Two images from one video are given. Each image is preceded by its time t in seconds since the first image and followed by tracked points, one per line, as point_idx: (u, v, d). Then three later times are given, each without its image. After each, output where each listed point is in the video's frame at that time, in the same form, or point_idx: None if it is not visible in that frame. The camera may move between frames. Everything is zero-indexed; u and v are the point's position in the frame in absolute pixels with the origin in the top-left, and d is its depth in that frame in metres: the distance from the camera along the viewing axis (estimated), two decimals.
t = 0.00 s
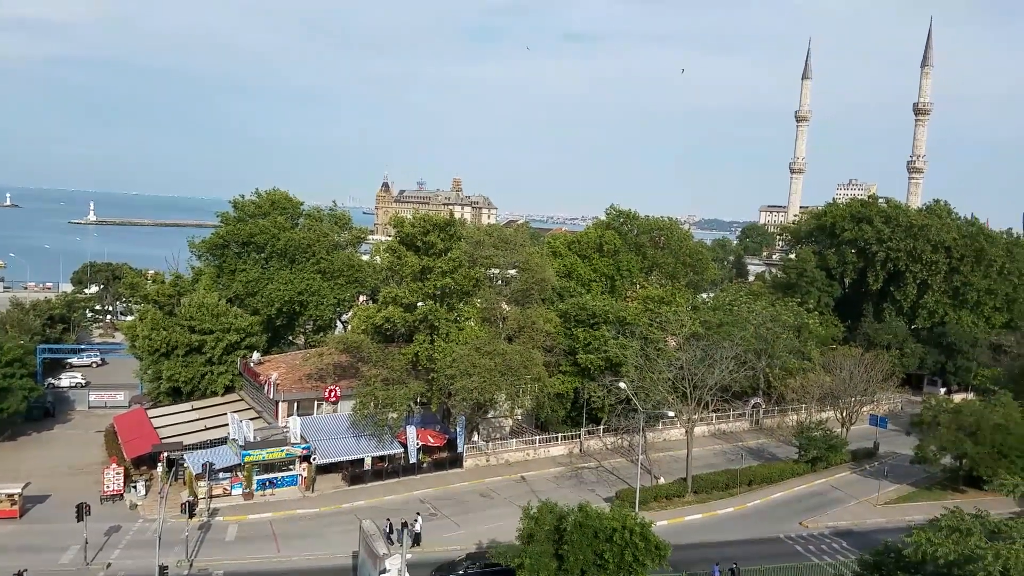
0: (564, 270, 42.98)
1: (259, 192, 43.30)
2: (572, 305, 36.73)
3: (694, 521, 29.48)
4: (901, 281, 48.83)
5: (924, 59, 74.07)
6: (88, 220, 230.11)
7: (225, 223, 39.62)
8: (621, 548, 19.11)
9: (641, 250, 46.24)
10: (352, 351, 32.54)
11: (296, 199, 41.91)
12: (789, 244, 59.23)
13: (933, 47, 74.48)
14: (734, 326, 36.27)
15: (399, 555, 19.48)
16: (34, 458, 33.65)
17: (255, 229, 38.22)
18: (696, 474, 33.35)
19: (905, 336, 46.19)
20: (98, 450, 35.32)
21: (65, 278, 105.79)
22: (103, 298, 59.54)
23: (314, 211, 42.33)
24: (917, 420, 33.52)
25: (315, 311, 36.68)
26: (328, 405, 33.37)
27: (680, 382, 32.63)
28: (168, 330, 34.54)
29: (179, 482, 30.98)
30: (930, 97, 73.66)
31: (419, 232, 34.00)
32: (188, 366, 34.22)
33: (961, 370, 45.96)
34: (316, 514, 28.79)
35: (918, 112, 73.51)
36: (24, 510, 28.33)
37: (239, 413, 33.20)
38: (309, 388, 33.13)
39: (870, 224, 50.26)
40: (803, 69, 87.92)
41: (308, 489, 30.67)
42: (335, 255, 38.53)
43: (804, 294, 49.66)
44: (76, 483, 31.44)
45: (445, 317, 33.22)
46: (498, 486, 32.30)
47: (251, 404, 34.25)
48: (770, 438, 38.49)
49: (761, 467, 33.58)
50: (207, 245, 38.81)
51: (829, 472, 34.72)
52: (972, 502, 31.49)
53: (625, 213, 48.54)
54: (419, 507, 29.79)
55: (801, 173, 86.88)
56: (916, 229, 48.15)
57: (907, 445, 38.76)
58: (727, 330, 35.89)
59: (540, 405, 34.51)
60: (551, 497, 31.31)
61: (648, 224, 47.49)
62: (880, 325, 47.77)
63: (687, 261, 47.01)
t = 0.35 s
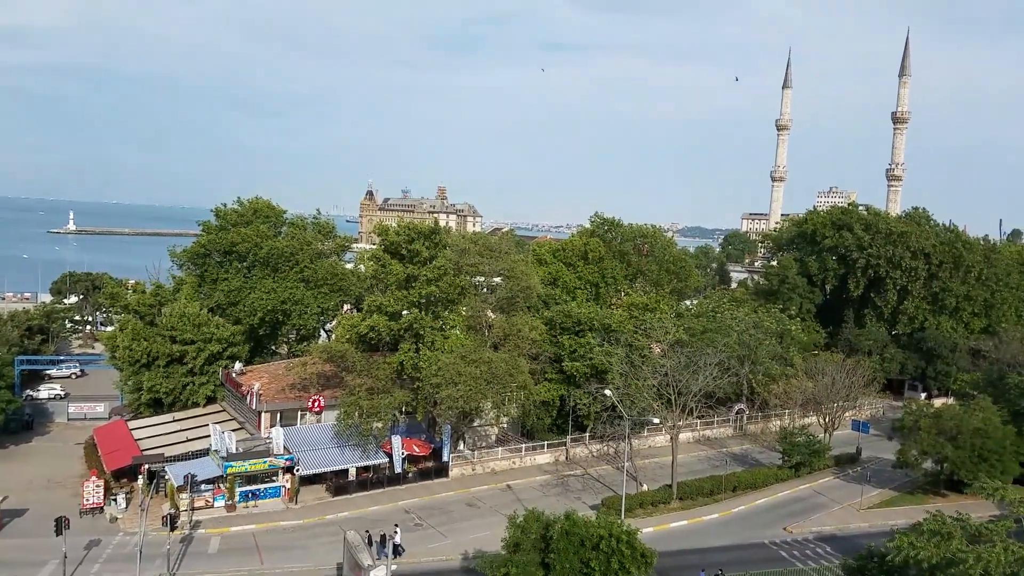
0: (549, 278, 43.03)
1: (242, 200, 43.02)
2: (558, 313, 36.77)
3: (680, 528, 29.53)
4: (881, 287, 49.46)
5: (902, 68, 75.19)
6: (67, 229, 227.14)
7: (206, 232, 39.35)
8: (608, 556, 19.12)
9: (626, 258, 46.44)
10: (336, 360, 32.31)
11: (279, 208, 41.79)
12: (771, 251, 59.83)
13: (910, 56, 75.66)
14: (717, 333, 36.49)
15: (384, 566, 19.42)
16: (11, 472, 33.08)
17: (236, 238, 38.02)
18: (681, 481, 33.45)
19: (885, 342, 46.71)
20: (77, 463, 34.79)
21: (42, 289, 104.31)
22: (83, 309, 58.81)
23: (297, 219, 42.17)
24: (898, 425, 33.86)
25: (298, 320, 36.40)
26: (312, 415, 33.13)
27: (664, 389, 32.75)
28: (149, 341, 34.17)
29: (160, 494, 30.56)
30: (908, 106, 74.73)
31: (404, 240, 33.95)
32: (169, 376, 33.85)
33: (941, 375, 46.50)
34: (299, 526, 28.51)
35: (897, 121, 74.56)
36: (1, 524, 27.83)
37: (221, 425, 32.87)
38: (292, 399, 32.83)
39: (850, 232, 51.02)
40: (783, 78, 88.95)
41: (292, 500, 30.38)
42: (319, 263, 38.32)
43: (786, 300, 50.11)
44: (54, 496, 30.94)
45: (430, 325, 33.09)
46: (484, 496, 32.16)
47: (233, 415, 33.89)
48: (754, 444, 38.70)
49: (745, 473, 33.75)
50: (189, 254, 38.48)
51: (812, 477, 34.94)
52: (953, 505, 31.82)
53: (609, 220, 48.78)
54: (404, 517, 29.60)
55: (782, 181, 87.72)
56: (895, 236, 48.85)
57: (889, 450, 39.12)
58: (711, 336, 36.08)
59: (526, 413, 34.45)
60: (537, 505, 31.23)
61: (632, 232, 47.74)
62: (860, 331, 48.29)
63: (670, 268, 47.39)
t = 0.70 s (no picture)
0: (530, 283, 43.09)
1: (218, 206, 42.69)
2: (538, 318, 36.79)
3: (660, 531, 29.65)
4: (857, 290, 50.12)
5: (876, 75, 76.20)
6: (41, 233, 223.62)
7: (182, 238, 39.03)
8: (589, 561, 18.98)
9: (605, 262, 46.62)
10: (315, 366, 32.07)
11: (256, 213, 41.53)
12: (747, 256, 60.44)
13: (884, 63, 76.71)
14: (696, 337, 36.71)
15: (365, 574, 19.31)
16: None
17: (212, 244, 37.75)
18: (661, 484, 33.62)
19: (860, 345, 47.32)
20: (51, 472, 34.27)
21: (13, 296, 102.62)
22: (56, 316, 57.99)
23: (274, 225, 41.92)
24: (874, 427, 34.25)
25: (276, 326, 36.02)
26: (290, 422, 32.89)
27: (644, 393, 32.90)
28: (124, 348, 33.75)
29: (136, 503, 30.15)
30: (882, 112, 75.77)
31: (383, 245, 33.83)
32: (144, 384, 33.48)
33: (916, 377, 47.15)
34: (278, 534, 28.23)
35: (871, 126, 75.56)
36: None
37: (198, 433, 32.55)
38: (270, 406, 32.55)
39: (826, 236, 51.70)
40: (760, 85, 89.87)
41: (270, 508, 29.98)
42: (297, 269, 38.05)
43: (762, 304, 50.60)
44: (27, 506, 30.42)
45: (410, 330, 32.91)
46: (465, 501, 32.08)
47: (211, 423, 33.53)
48: (733, 447, 38.99)
49: (724, 475, 34.00)
50: (164, 260, 38.08)
51: (790, 479, 35.26)
52: (929, 506, 32.25)
53: (589, 225, 49.04)
54: (384, 525, 29.43)
55: (758, 186, 88.57)
56: (871, 240, 49.57)
57: (865, 451, 39.61)
58: (689, 340, 36.33)
59: (507, 418, 34.41)
60: (518, 510, 31.22)
61: (611, 237, 47.99)
62: (836, 334, 48.87)
63: (649, 272, 47.71)
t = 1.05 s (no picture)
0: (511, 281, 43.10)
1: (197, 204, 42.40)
2: (520, 317, 36.79)
3: (642, 528, 29.75)
4: (836, 289, 50.60)
5: (855, 75, 76.75)
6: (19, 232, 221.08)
7: (161, 237, 38.77)
8: (571, 558, 18.95)
9: (587, 261, 46.74)
10: (296, 366, 31.93)
11: (235, 212, 41.30)
12: (728, 255, 60.86)
13: (863, 62, 77.29)
14: (677, 335, 36.91)
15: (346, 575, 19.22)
16: None
17: (192, 243, 37.58)
18: (643, 481, 33.77)
19: (839, 342, 47.78)
20: (29, 474, 33.91)
21: None
22: (32, 316, 57.41)
23: (254, 223, 41.70)
24: (853, 424, 34.49)
25: (256, 326, 35.81)
26: (271, 422, 32.75)
27: (626, 391, 33.04)
28: (103, 348, 33.47)
29: (116, 504, 29.91)
30: (861, 111, 76.39)
31: (365, 243, 33.76)
32: (123, 385, 33.25)
33: (894, 375, 47.62)
34: (259, 535, 28.08)
35: (850, 126, 76.17)
36: None
37: (177, 433, 32.37)
38: (251, 407, 32.36)
39: (807, 235, 52.19)
40: (740, 84, 90.33)
41: (251, 508, 29.85)
42: (278, 268, 37.86)
43: (743, 303, 50.96)
44: (5, 509, 30.09)
45: (392, 330, 32.79)
46: (448, 500, 32.07)
47: (191, 423, 33.33)
48: (714, 444, 39.24)
49: (705, 473, 34.20)
50: (143, 259, 37.81)
51: (770, 476, 35.50)
52: (907, 502, 32.57)
53: (571, 225, 49.18)
54: (367, 524, 29.36)
55: (738, 185, 89.06)
56: (850, 239, 50.10)
57: (845, 448, 39.97)
58: (670, 338, 36.53)
59: (490, 417, 34.39)
60: (500, 508, 31.25)
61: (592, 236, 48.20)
62: (815, 332, 49.32)
63: (631, 271, 47.88)
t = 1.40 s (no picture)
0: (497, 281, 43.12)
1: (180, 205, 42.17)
2: (506, 316, 36.79)
3: (629, 526, 29.81)
4: (820, 287, 50.96)
5: (839, 73, 77.21)
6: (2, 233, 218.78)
7: (144, 237, 38.56)
8: (558, 557, 18.86)
9: (573, 260, 46.86)
10: (281, 366, 31.81)
11: (219, 212, 41.09)
12: (713, 254, 61.22)
13: (846, 61, 77.80)
14: (662, 334, 37.13)
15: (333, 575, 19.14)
16: None
17: (175, 243, 37.44)
18: (629, 479, 33.87)
19: (823, 340, 48.13)
20: (11, 477, 33.60)
21: None
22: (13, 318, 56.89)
23: (238, 223, 41.49)
24: (838, 421, 34.67)
25: (240, 326, 35.67)
26: (256, 423, 32.60)
27: (612, 389, 33.14)
28: (86, 349, 33.25)
29: (100, 507, 29.69)
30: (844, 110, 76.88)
31: (350, 243, 33.72)
32: (107, 386, 33.03)
33: (878, 371, 47.95)
34: (245, 536, 27.97)
35: (833, 124, 76.62)
36: None
37: (162, 434, 32.19)
38: (235, 408, 32.22)
39: (791, 233, 52.57)
40: (724, 83, 90.68)
41: (237, 510, 29.72)
42: (262, 268, 37.68)
43: (728, 300, 51.23)
44: None
45: (378, 330, 32.69)
46: (435, 500, 32.05)
47: (175, 424, 33.24)
48: (700, 442, 39.43)
49: (691, 470, 34.35)
50: (126, 260, 37.60)
51: (756, 473, 35.68)
52: (891, 497, 32.82)
53: (556, 224, 49.33)
54: (353, 525, 29.28)
55: (722, 184, 89.44)
56: (834, 237, 50.50)
57: (829, 445, 40.25)
58: (656, 337, 36.71)
59: (476, 416, 34.36)
60: (487, 508, 31.25)
61: (577, 235, 48.49)
62: (800, 330, 49.65)
63: (617, 270, 47.98)
